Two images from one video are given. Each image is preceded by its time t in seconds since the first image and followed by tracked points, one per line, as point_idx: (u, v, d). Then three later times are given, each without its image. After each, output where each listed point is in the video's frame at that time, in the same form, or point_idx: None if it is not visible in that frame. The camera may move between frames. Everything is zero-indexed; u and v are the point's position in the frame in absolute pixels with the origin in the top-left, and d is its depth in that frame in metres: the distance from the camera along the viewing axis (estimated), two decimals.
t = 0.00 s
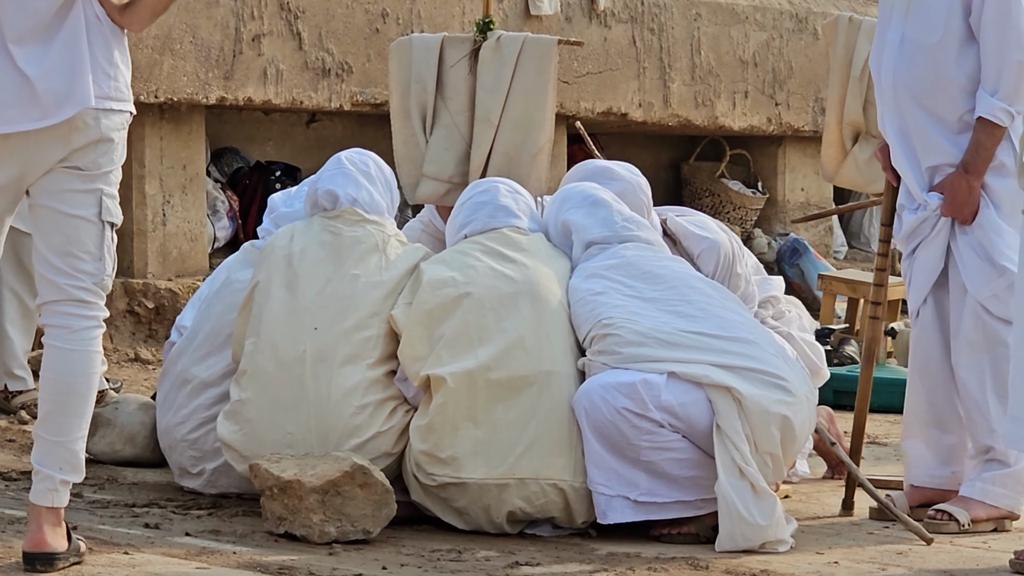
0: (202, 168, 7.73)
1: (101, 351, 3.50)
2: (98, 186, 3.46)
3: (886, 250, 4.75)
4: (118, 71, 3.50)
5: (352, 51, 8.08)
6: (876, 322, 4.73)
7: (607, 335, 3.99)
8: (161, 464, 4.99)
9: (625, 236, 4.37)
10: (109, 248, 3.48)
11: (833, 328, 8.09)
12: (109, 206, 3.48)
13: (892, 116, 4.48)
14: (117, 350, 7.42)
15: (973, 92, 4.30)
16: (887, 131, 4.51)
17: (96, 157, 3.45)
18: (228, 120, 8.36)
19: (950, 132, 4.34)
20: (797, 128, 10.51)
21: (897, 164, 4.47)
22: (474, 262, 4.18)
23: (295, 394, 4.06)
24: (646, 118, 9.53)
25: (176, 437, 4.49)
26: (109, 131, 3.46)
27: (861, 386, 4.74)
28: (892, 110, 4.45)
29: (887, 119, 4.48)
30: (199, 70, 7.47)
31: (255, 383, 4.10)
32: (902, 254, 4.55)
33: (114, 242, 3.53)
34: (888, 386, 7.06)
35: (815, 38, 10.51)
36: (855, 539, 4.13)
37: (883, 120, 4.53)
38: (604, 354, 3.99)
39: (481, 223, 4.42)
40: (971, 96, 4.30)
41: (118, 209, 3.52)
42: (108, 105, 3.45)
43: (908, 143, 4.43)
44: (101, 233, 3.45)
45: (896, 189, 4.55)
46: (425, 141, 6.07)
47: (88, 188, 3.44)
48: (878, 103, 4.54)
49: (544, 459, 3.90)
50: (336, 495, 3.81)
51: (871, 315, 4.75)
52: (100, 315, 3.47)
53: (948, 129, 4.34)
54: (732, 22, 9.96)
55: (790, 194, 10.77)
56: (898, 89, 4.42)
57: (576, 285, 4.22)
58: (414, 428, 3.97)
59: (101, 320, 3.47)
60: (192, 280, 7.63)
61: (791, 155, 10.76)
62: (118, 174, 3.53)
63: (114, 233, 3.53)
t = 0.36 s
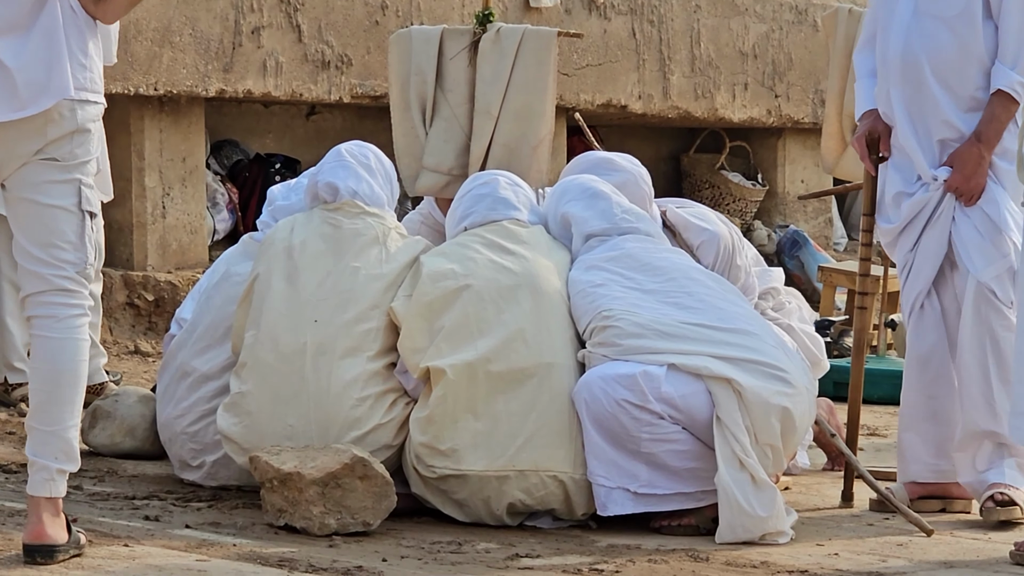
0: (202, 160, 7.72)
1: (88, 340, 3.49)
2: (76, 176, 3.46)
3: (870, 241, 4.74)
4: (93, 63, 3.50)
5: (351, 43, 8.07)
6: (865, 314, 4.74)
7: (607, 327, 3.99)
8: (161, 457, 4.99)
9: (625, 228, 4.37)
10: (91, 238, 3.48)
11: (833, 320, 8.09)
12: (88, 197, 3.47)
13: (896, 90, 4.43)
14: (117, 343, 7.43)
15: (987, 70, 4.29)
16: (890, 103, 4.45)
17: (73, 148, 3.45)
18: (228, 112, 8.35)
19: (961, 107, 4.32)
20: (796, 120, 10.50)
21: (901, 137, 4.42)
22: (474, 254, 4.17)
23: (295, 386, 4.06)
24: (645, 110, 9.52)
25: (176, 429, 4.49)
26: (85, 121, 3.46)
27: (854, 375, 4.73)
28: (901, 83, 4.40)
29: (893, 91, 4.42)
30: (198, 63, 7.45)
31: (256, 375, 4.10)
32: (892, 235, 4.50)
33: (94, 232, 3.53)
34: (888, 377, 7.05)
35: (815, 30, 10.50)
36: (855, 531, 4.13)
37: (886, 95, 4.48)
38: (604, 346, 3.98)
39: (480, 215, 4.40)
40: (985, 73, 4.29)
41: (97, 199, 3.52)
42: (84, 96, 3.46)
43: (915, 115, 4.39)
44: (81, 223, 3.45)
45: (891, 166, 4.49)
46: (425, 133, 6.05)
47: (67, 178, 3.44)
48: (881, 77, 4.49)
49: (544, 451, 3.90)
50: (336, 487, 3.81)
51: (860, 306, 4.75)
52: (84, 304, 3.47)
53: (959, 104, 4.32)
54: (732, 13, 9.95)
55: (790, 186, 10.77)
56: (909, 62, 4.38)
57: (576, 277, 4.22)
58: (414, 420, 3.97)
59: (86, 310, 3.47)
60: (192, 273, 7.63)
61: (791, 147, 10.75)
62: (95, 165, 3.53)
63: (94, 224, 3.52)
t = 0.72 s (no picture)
0: (200, 155, 7.72)
1: (51, 323, 3.47)
2: (19, 166, 3.45)
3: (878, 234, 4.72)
4: (28, 54, 3.51)
5: (350, 38, 8.07)
6: (870, 308, 4.73)
7: (606, 321, 3.99)
8: (160, 452, 4.99)
9: (623, 222, 4.36)
10: (40, 226, 3.47)
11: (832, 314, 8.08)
12: (33, 185, 3.46)
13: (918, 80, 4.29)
14: (115, 338, 7.43)
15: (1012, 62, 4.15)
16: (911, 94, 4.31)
17: (12, 141, 3.45)
18: (226, 107, 8.34)
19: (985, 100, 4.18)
20: (794, 113, 10.50)
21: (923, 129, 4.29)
22: (473, 248, 4.17)
23: (293, 381, 4.06)
24: (643, 104, 9.51)
25: (174, 424, 4.49)
26: (22, 112, 3.47)
27: (856, 370, 4.72)
28: (924, 73, 4.25)
29: (915, 81, 4.28)
30: (196, 58, 7.44)
31: (254, 370, 4.10)
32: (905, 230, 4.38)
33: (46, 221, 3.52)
34: (887, 371, 7.05)
35: (813, 24, 10.50)
36: (854, 525, 4.14)
37: (907, 86, 4.33)
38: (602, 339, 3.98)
39: (479, 209, 4.40)
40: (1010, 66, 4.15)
41: (44, 187, 3.50)
42: (22, 86, 3.47)
43: (939, 112, 4.25)
44: (28, 212, 3.44)
45: (905, 160, 4.37)
46: (423, 127, 6.04)
47: (10, 170, 3.43)
48: (898, 71, 4.35)
49: (543, 445, 3.90)
50: (335, 481, 3.81)
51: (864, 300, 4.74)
52: (41, 288, 3.45)
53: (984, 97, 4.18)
54: (730, 8, 9.95)
55: (788, 179, 10.76)
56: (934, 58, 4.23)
57: (574, 271, 4.21)
58: (413, 415, 3.97)
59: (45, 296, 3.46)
60: (191, 268, 7.63)
61: (789, 141, 10.75)
62: (40, 155, 3.52)
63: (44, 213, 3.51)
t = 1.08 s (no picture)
0: (200, 152, 7.71)
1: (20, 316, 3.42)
2: None
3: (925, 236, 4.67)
4: None
5: (350, 35, 8.06)
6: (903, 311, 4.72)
7: (606, 318, 3.98)
8: (160, 449, 4.99)
9: (621, 218, 4.35)
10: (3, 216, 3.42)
11: (832, 310, 8.08)
12: None
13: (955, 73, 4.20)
14: (115, 335, 7.43)
15: None
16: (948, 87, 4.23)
17: None
18: (226, 104, 8.33)
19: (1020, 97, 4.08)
20: (795, 110, 10.48)
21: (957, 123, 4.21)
22: (473, 245, 4.16)
23: (293, 378, 4.06)
24: (644, 101, 9.51)
25: (174, 421, 4.49)
26: None
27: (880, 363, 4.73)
28: (959, 68, 4.16)
29: (952, 75, 4.19)
30: (196, 55, 7.44)
31: (254, 367, 4.10)
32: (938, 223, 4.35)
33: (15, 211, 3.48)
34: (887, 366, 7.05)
35: (813, 20, 10.49)
36: (854, 520, 4.14)
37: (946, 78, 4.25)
38: (602, 336, 3.98)
39: (479, 206, 4.39)
40: None
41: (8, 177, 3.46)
42: None
43: (971, 110, 4.17)
44: None
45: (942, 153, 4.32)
46: (422, 124, 6.04)
47: None
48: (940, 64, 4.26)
49: (544, 442, 3.90)
50: (335, 478, 3.80)
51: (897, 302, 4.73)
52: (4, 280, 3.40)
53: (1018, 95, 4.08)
54: (730, 4, 9.94)
55: (788, 176, 10.75)
56: (969, 57, 4.12)
57: (574, 268, 4.20)
58: (413, 412, 3.96)
59: (20, 283, 3.45)
60: (191, 265, 7.63)
61: (789, 137, 10.74)
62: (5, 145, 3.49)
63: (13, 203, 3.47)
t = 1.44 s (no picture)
0: (203, 148, 7.70)
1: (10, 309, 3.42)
2: None
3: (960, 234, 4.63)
4: None
5: (352, 31, 8.06)
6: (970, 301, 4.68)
7: (608, 314, 3.98)
8: (164, 445, 4.99)
9: (623, 213, 4.34)
10: None
11: (835, 306, 8.08)
12: None
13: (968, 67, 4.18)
14: (118, 332, 7.44)
15: None
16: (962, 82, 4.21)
17: None
18: (228, 101, 8.33)
19: None
20: (797, 105, 10.46)
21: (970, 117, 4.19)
22: (475, 241, 4.16)
23: (297, 375, 4.06)
24: (646, 97, 9.51)
25: (177, 418, 4.49)
26: None
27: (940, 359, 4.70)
28: (971, 61, 4.14)
29: (964, 70, 4.17)
30: (199, 51, 7.44)
31: (257, 364, 4.10)
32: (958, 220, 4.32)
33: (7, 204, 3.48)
34: (889, 362, 7.04)
35: (815, 15, 10.48)
36: (857, 516, 4.13)
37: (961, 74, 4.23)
38: (605, 332, 3.98)
39: (481, 203, 4.39)
40: None
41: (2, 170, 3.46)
42: None
43: (983, 101, 4.14)
44: None
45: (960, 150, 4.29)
46: (425, 120, 6.03)
47: None
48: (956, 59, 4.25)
49: (547, 438, 3.90)
50: (338, 475, 3.80)
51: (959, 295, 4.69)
52: None
53: None
54: None
55: (791, 172, 10.74)
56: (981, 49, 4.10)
57: (577, 264, 4.20)
58: (415, 408, 3.96)
59: (8, 275, 3.44)
60: (194, 262, 7.63)
61: (792, 133, 10.73)
62: None
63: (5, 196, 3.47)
